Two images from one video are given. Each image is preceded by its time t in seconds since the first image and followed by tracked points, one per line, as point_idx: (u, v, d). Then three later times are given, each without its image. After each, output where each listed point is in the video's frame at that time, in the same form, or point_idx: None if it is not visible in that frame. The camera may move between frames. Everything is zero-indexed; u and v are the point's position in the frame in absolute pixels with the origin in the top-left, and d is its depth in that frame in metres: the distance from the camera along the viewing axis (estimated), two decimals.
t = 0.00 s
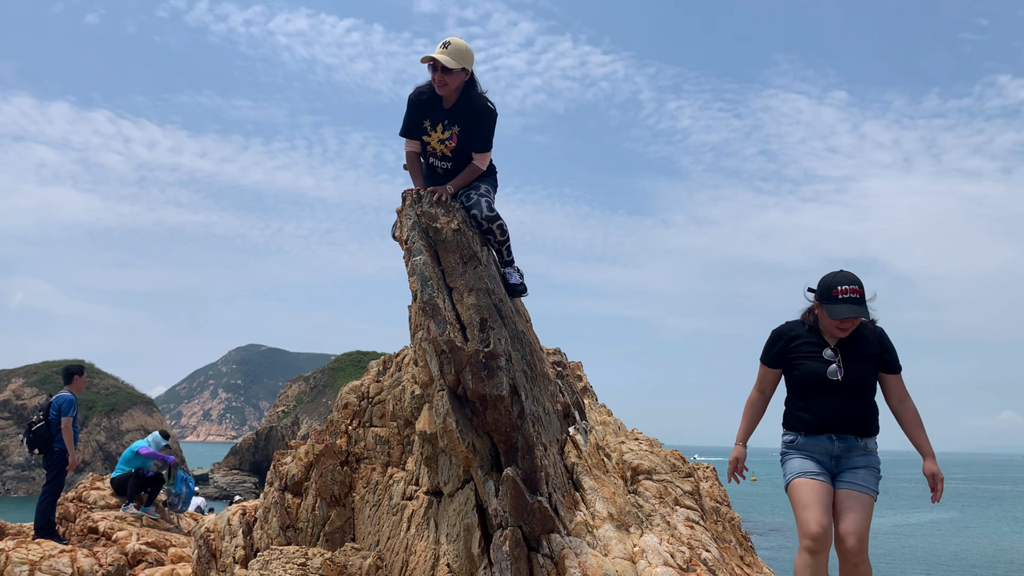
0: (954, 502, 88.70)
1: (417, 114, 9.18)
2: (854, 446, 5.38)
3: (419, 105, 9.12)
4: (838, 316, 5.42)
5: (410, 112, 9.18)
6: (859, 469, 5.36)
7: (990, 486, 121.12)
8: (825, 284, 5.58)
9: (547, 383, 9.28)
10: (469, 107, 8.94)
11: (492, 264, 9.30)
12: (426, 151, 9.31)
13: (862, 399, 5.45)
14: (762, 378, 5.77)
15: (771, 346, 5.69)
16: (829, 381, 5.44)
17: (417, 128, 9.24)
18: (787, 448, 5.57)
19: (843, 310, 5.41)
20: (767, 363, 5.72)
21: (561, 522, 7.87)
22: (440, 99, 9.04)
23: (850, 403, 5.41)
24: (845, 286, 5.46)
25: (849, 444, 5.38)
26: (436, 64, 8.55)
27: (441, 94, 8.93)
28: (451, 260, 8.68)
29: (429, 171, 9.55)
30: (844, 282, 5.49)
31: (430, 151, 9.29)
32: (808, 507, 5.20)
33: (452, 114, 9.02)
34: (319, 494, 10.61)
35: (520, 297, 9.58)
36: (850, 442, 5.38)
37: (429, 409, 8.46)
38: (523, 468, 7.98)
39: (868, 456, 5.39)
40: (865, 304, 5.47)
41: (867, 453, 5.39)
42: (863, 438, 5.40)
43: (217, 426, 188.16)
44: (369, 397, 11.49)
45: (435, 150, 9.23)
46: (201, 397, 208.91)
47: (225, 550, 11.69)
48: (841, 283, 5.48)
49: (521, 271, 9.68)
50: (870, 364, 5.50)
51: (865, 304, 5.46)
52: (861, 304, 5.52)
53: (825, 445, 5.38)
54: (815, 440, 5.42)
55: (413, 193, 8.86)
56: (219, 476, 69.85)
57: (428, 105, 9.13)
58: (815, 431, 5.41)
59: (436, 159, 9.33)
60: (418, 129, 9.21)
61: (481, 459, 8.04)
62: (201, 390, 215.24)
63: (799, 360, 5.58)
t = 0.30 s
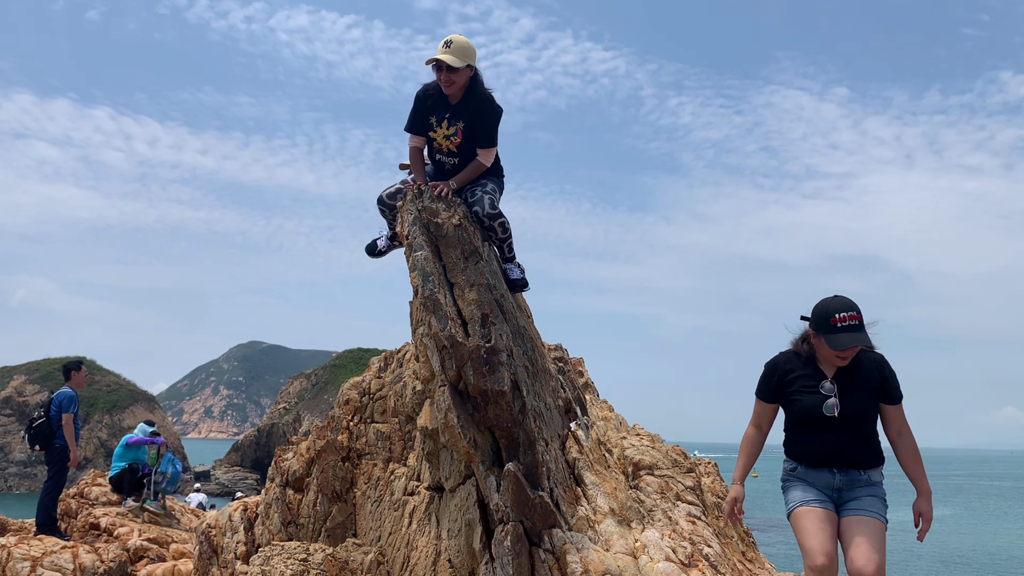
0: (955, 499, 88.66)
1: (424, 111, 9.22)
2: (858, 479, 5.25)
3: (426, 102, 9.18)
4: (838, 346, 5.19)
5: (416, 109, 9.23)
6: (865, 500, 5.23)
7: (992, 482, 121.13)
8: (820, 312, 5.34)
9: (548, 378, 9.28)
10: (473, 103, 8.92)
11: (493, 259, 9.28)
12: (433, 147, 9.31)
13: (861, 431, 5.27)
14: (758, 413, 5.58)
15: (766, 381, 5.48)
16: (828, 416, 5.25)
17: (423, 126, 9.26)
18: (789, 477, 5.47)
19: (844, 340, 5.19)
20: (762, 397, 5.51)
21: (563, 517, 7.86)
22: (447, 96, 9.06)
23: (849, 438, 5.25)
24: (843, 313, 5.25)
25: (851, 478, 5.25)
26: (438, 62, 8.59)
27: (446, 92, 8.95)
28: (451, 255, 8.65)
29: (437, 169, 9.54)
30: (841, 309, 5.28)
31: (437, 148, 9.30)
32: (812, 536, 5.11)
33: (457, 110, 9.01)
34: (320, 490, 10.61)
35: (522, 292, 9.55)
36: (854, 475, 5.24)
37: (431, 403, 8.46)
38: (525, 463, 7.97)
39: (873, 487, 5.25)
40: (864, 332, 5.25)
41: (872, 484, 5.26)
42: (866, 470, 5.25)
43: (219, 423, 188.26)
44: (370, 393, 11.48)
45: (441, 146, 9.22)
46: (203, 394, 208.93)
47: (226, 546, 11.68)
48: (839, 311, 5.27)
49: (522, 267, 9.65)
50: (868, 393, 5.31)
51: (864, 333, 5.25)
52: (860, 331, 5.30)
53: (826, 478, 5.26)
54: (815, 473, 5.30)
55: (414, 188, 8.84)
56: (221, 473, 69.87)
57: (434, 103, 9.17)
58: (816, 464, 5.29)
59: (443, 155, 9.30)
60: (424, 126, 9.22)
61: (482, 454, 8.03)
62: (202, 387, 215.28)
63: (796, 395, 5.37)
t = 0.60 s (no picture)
0: (957, 497, 88.90)
1: (432, 120, 9.30)
2: (875, 512, 5.17)
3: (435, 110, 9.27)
4: (844, 394, 5.01)
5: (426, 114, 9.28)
6: (887, 531, 5.17)
7: (996, 480, 120.90)
8: (826, 355, 5.13)
9: (549, 381, 9.29)
10: (488, 114, 9.14)
11: (494, 264, 9.29)
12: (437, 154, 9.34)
13: (870, 470, 5.16)
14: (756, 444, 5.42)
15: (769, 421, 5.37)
16: (834, 460, 5.18)
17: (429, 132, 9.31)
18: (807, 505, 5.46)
19: (851, 388, 5.00)
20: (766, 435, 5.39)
21: (565, 521, 7.86)
22: (457, 106, 9.21)
23: (859, 480, 5.18)
24: (848, 357, 5.03)
25: (868, 511, 5.19)
26: (465, 73, 8.79)
27: (461, 103, 9.11)
28: (452, 260, 8.68)
29: (435, 175, 9.48)
30: (847, 352, 5.05)
31: (440, 156, 9.34)
32: (831, 559, 5.05)
33: (469, 120, 9.17)
34: (322, 495, 10.62)
35: (523, 296, 9.53)
36: (871, 510, 5.17)
37: (432, 408, 8.46)
38: (527, 467, 7.97)
39: (892, 519, 5.17)
40: (873, 374, 5.04)
41: (890, 516, 5.17)
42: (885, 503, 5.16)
43: (221, 426, 188.48)
44: (371, 397, 11.48)
45: (447, 153, 9.27)
46: (204, 398, 208.93)
47: (229, 551, 11.69)
48: (845, 353, 5.05)
49: (522, 271, 9.64)
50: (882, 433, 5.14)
51: (873, 375, 5.03)
52: (870, 371, 5.07)
53: (842, 512, 5.23)
54: (831, 506, 5.27)
55: (414, 193, 8.83)
56: (223, 476, 69.88)
57: (443, 111, 9.27)
58: (830, 498, 5.26)
59: (448, 163, 9.32)
60: (432, 132, 9.28)
61: (483, 458, 8.03)
62: (204, 390, 215.26)
63: (804, 436, 5.30)
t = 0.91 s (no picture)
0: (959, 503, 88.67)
1: (442, 135, 9.58)
2: None
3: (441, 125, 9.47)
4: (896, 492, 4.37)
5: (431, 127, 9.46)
6: None
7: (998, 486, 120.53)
8: (878, 445, 4.47)
9: (550, 392, 9.29)
10: (493, 130, 9.25)
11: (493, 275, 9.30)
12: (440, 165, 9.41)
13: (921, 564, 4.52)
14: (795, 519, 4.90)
15: (805, 498, 4.82)
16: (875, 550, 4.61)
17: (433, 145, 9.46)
18: None
19: (904, 487, 4.35)
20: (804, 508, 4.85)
21: (566, 533, 7.85)
22: (466, 121, 9.44)
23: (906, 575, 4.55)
24: (904, 453, 4.36)
25: None
26: (476, 87, 9.02)
27: (469, 118, 9.33)
28: (451, 271, 8.70)
29: (437, 187, 9.50)
30: (902, 446, 4.38)
31: (444, 168, 9.40)
32: None
33: (474, 134, 9.31)
34: (324, 507, 10.61)
35: (523, 308, 9.54)
36: None
37: (433, 420, 8.46)
38: (527, 479, 7.96)
39: None
40: (929, 471, 4.37)
41: None
42: None
43: (221, 439, 188.10)
44: (371, 409, 11.46)
45: (450, 163, 9.35)
46: (205, 410, 208.69)
47: (230, 565, 11.65)
48: (901, 448, 4.38)
49: (522, 283, 9.64)
50: (938, 531, 4.50)
51: (928, 473, 4.36)
52: (925, 466, 4.39)
53: None
54: None
55: (413, 205, 8.83)
56: (224, 489, 69.70)
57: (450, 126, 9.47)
58: None
59: (451, 173, 9.36)
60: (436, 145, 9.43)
61: (484, 470, 8.02)
62: (204, 402, 215.00)
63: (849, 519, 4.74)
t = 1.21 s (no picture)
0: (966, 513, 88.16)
1: (444, 153, 9.68)
2: None
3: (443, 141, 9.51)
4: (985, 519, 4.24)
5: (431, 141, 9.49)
6: None
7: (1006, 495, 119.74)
8: (962, 469, 4.34)
9: (553, 405, 9.28)
10: (494, 144, 9.30)
11: (495, 287, 9.31)
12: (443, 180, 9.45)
13: None
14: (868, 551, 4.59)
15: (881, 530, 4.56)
16: None
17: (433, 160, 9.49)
18: None
19: (992, 515, 4.23)
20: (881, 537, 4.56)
21: (570, 546, 7.81)
22: (467, 137, 9.50)
23: None
24: (991, 478, 4.25)
25: None
26: (477, 102, 9.09)
27: (471, 133, 9.39)
28: (453, 284, 8.72)
29: (440, 203, 9.53)
30: (989, 470, 4.27)
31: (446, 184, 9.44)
32: None
33: (475, 149, 9.36)
34: (326, 522, 10.58)
35: (525, 320, 9.53)
36: None
37: (435, 433, 8.45)
38: (530, 493, 7.94)
39: None
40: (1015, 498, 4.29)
41: None
42: None
43: (223, 452, 188.04)
44: (374, 423, 11.43)
45: (452, 177, 9.38)
46: (207, 424, 208.43)
47: None
48: (988, 473, 4.26)
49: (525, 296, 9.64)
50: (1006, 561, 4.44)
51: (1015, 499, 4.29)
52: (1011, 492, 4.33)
53: None
54: None
55: (414, 218, 8.83)
56: (227, 503, 69.48)
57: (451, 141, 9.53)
58: None
59: (453, 188, 9.39)
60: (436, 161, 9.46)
61: (487, 484, 8.00)
62: (207, 416, 214.72)
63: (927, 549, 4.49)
